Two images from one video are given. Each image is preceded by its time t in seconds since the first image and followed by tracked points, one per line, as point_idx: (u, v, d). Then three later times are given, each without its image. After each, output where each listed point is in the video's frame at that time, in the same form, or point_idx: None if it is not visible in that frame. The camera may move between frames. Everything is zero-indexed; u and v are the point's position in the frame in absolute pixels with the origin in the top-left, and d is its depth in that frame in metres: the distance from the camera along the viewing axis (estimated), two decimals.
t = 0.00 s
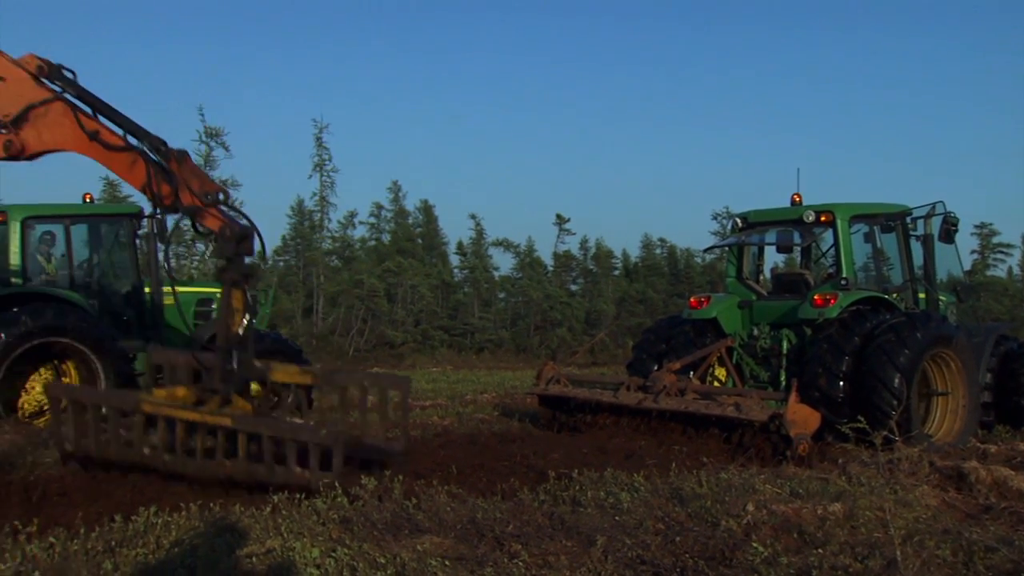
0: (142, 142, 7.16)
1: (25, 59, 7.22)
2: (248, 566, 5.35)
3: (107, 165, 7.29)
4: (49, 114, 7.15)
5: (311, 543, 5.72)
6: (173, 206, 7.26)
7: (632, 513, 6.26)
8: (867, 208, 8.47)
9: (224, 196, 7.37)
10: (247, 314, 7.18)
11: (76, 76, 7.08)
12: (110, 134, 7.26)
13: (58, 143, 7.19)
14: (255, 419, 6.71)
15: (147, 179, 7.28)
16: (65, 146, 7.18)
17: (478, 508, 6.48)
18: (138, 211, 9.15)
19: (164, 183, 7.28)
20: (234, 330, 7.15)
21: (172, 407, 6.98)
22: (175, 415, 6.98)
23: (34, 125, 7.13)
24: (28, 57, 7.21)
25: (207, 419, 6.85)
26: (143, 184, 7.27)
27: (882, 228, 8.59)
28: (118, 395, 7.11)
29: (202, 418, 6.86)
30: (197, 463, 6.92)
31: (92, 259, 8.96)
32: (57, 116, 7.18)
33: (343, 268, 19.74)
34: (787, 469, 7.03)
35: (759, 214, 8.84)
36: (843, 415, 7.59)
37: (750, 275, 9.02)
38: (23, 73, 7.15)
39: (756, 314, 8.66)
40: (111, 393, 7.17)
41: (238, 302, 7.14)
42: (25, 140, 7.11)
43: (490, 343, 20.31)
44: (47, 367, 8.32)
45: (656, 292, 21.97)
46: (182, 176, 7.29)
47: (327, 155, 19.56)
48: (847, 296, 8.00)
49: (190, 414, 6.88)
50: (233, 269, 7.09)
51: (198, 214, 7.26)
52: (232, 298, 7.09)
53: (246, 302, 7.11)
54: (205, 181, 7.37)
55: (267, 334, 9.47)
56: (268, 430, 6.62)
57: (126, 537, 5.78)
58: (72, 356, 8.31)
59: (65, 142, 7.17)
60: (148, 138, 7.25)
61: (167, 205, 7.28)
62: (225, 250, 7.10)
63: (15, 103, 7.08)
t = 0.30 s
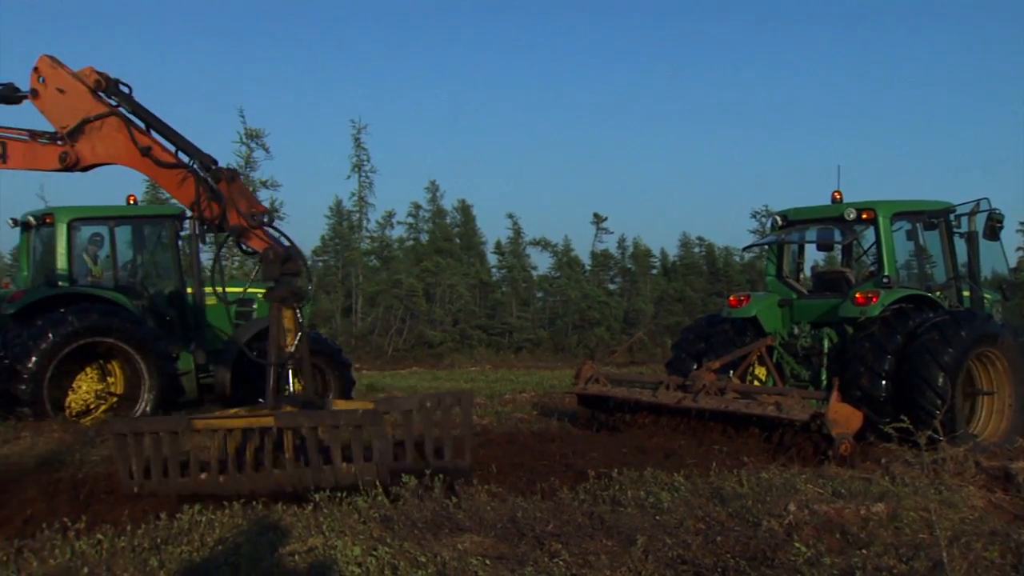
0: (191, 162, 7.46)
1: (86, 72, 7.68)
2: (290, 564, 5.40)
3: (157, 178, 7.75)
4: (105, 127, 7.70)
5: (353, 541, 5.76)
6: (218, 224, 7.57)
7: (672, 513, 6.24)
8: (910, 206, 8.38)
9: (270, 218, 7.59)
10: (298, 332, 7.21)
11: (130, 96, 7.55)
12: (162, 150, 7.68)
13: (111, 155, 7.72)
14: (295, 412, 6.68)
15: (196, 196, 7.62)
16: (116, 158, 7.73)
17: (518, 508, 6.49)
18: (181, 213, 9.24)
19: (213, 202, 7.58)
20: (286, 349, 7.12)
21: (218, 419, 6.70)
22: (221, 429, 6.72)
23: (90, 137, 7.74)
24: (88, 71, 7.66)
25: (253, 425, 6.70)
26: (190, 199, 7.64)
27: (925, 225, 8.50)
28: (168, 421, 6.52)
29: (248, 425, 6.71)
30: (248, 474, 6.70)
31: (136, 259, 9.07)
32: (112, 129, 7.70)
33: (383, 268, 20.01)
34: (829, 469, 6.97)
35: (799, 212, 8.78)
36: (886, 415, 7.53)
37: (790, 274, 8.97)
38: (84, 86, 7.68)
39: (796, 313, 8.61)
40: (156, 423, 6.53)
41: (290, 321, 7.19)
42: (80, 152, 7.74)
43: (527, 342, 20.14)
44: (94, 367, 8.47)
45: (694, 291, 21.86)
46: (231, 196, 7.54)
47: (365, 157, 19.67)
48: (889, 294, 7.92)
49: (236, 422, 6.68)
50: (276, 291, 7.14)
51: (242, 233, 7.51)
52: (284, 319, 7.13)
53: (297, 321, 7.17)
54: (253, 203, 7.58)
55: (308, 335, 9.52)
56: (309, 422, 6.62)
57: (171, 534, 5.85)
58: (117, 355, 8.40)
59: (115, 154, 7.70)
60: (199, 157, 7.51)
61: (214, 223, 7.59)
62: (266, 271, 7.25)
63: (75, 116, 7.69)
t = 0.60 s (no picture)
0: (213, 144, 7.46)
1: (108, 62, 7.76)
2: (326, 564, 5.43)
3: (181, 163, 7.77)
4: (128, 115, 7.72)
5: (388, 541, 5.78)
6: (241, 205, 7.56)
7: (707, 513, 6.22)
8: (948, 204, 8.28)
9: (292, 197, 7.55)
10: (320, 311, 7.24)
11: (150, 81, 7.61)
12: (185, 134, 7.72)
13: (136, 142, 7.73)
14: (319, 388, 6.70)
15: (219, 178, 7.60)
16: (141, 146, 7.73)
17: (552, 507, 6.49)
18: (216, 213, 9.32)
19: (235, 182, 7.56)
20: (308, 328, 7.15)
21: (243, 396, 6.76)
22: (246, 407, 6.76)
23: (114, 126, 7.75)
24: (110, 60, 7.74)
25: (277, 400, 6.73)
26: (213, 183, 7.63)
27: (963, 223, 8.41)
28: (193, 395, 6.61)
29: (271, 400, 6.73)
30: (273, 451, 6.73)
31: (172, 260, 9.17)
32: (135, 116, 7.73)
33: (415, 269, 20.07)
34: (866, 470, 6.91)
35: (833, 210, 8.72)
36: (923, 415, 7.46)
37: (825, 273, 8.89)
38: (106, 75, 7.74)
39: (831, 312, 8.54)
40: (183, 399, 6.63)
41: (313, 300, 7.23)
42: (105, 140, 7.74)
43: (561, 342, 20.16)
44: (132, 367, 8.57)
45: (728, 291, 21.74)
46: (251, 176, 7.50)
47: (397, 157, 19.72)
48: (926, 294, 7.85)
49: (260, 396, 6.72)
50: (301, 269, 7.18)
51: (265, 213, 7.50)
52: (306, 296, 7.13)
53: (320, 300, 7.18)
54: (274, 182, 7.55)
55: (341, 334, 9.55)
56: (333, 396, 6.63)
57: (209, 533, 5.90)
58: (154, 355, 8.47)
59: (139, 142, 7.71)
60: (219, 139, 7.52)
61: (237, 203, 7.57)
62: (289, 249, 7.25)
63: (99, 106, 7.73)
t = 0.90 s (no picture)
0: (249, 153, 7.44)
1: (146, 69, 7.72)
2: (356, 563, 5.45)
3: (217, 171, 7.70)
4: (165, 122, 7.69)
5: (417, 540, 5.80)
6: (277, 213, 7.54)
7: (738, 514, 6.19)
8: (981, 202, 8.22)
9: (327, 205, 7.52)
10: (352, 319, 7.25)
11: (188, 89, 7.59)
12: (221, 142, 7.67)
13: (173, 150, 7.72)
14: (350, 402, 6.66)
15: (255, 186, 7.58)
16: (178, 153, 7.71)
17: (582, 507, 6.48)
18: (246, 214, 9.37)
19: (270, 190, 7.54)
20: (338, 335, 7.13)
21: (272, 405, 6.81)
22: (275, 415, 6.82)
23: (152, 133, 7.74)
24: (148, 67, 7.70)
25: (305, 412, 6.74)
26: (250, 190, 7.60)
27: (996, 222, 8.35)
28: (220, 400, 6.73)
29: (300, 411, 6.75)
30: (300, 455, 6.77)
31: (203, 261, 9.23)
32: (172, 123, 7.70)
33: (443, 269, 20.11)
34: (897, 470, 6.86)
35: (863, 209, 8.66)
36: (955, 415, 7.41)
37: (855, 272, 8.82)
38: (144, 82, 7.71)
39: (862, 311, 8.50)
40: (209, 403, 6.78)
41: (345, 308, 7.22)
42: (142, 147, 7.73)
43: (589, 342, 20.22)
44: (164, 367, 8.64)
45: (756, 290, 21.64)
46: (287, 184, 7.48)
47: (425, 156, 19.76)
48: (958, 293, 7.78)
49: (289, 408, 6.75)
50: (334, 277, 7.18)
51: (300, 221, 7.47)
52: (338, 303, 7.15)
53: (351, 308, 7.19)
54: (309, 190, 7.52)
55: (370, 334, 9.57)
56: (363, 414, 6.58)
57: (241, 532, 5.95)
58: (185, 355, 8.54)
59: (176, 150, 7.69)
60: (256, 147, 7.50)
61: (272, 211, 7.55)
62: (322, 255, 7.27)
63: (137, 113, 7.70)
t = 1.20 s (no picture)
0: (280, 156, 7.50)
1: (179, 73, 7.77)
2: (387, 561, 5.47)
3: (248, 174, 7.76)
4: (198, 126, 7.75)
5: (447, 539, 5.81)
6: (307, 216, 7.58)
7: (768, 513, 6.17)
8: (1016, 199, 8.11)
9: (357, 209, 7.55)
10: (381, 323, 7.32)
11: (220, 92, 7.65)
12: (252, 145, 7.72)
13: (205, 153, 7.78)
14: (385, 418, 6.63)
15: (285, 189, 7.64)
16: (210, 157, 7.78)
17: (611, 507, 6.48)
18: (276, 215, 9.45)
19: (301, 193, 7.58)
20: (370, 340, 7.22)
21: (309, 418, 6.81)
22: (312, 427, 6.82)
23: (184, 137, 7.80)
24: (181, 71, 7.76)
25: (342, 426, 6.73)
26: (281, 194, 7.66)
27: None
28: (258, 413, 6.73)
29: (337, 426, 6.75)
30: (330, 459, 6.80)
31: (233, 261, 9.30)
32: (204, 127, 7.76)
33: (471, 268, 20.13)
34: (930, 470, 6.81)
35: (894, 206, 8.62)
36: (990, 415, 7.35)
37: (886, 270, 8.77)
38: (177, 86, 7.77)
39: (893, 310, 8.40)
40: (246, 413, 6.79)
41: (374, 312, 7.27)
42: (174, 150, 7.80)
43: (617, 342, 20.06)
44: (195, 366, 8.69)
45: (786, 289, 21.55)
46: (318, 187, 7.52)
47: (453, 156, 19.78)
48: (992, 291, 7.70)
49: (326, 422, 6.74)
50: (363, 282, 7.19)
51: (330, 225, 7.50)
52: (368, 308, 7.22)
53: (380, 312, 7.25)
54: (340, 193, 7.55)
55: (398, 334, 9.55)
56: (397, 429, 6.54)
57: (272, 530, 5.99)
58: (217, 355, 8.61)
59: (209, 153, 7.75)
60: (287, 150, 7.55)
61: (303, 215, 7.60)
62: (353, 258, 7.28)
63: (169, 116, 7.76)
